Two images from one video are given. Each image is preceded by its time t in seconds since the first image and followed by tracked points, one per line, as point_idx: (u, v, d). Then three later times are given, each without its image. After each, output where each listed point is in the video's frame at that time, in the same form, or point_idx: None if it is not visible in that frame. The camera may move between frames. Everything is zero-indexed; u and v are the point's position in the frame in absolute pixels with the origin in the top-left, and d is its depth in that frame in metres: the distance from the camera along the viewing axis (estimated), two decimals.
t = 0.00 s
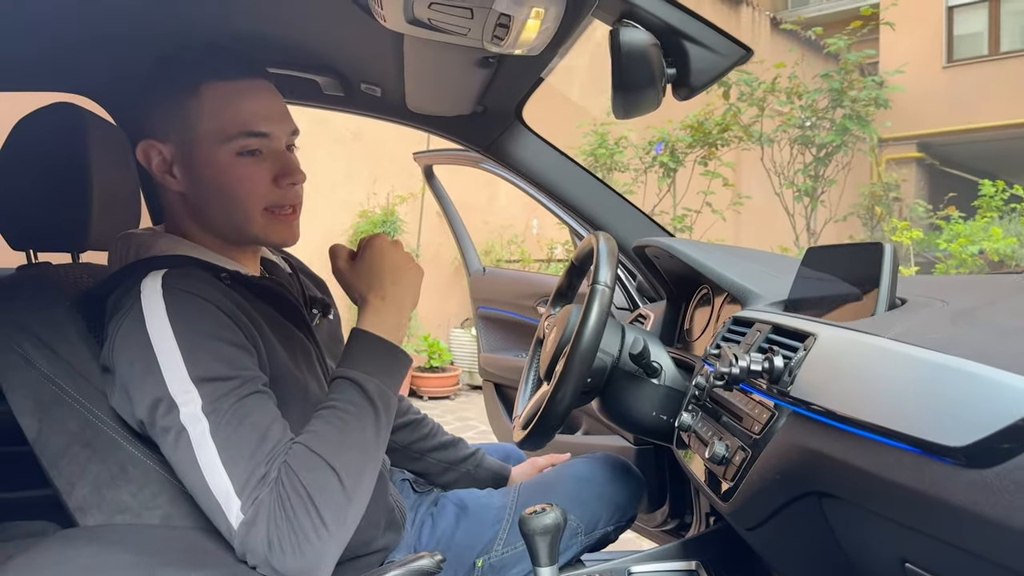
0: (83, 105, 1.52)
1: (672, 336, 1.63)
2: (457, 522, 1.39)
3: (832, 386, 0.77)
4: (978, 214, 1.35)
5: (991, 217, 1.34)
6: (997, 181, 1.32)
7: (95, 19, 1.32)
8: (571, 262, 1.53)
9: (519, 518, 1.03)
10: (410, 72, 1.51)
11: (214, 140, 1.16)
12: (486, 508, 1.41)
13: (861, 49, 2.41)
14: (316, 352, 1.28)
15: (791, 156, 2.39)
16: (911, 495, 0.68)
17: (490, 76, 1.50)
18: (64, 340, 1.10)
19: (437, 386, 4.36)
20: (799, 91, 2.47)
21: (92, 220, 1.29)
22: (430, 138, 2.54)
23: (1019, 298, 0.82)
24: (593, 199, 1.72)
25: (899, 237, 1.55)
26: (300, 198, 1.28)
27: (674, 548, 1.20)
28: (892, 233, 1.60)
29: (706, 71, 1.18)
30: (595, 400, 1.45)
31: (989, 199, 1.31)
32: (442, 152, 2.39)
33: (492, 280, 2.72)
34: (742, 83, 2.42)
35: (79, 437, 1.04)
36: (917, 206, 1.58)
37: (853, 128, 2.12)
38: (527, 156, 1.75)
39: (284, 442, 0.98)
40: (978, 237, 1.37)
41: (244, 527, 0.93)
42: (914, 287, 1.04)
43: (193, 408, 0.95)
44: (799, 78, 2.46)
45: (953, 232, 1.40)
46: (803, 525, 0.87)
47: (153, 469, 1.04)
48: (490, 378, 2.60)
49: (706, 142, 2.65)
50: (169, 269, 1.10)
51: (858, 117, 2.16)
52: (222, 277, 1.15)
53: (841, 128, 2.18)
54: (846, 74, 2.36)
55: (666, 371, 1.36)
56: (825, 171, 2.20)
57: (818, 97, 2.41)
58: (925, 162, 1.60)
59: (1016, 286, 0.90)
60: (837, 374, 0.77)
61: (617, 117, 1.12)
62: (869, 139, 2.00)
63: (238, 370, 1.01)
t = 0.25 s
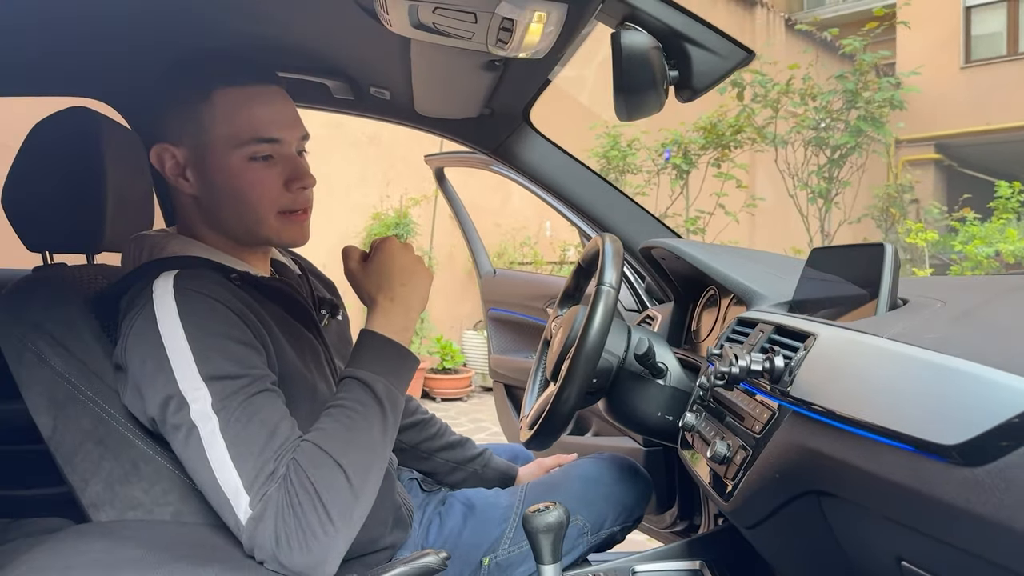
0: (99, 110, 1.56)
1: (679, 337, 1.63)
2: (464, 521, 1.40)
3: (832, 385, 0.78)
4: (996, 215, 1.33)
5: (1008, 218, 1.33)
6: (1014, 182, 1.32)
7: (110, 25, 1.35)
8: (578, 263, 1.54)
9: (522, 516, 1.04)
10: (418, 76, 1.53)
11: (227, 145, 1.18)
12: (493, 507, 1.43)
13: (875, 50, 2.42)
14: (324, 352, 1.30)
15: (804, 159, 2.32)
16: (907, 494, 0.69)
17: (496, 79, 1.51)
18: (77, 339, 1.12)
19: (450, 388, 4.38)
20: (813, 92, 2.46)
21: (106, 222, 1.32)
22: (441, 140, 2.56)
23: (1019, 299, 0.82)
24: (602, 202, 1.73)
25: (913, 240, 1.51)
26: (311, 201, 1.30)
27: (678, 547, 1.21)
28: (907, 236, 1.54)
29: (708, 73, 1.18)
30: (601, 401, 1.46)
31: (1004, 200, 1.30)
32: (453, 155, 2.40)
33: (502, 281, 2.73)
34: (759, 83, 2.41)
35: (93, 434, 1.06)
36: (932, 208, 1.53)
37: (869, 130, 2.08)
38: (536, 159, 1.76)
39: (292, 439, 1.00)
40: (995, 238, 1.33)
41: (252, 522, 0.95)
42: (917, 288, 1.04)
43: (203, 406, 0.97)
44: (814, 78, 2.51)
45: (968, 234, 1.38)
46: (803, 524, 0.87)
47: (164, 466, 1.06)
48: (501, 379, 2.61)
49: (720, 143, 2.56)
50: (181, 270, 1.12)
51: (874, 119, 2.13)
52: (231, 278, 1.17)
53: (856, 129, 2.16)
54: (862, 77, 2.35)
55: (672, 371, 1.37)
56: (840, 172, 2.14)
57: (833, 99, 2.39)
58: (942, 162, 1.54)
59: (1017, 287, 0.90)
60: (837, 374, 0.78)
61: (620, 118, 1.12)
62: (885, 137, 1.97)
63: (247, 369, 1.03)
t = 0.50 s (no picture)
0: (114, 112, 1.58)
1: (687, 337, 1.63)
2: (472, 520, 1.42)
3: (833, 384, 0.78)
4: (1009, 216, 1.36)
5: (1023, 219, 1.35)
6: None
7: (124, 29, 1.38)
8: (586, 264, 1.54)
9: (527, 514, 1.05)
10: (427, 78, 1.54)
11: (230, 145, 1.20)
12: (501, 506, 1.44)
13: (890, 49, 2.30)
14: (333, 352, 1.31)
15: (818, 159, 2.24)
16: (907, 493, 0.69)
17: (503, 81, 1.52)
18: (91, 338, 1.14)
19: (462, 389, 4.40)
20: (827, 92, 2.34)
21: (120, 223, 1.34)
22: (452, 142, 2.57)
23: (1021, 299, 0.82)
24: (610, 202, 1.74)
25: (928, 242, 1.52)
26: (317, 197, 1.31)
27: (684, 547, 1.21)
28: (920, 236, 1.54)
29: (713, 74, 1.19)
30: (608, 401, 1.46)
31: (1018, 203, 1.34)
32: (463, 156, 2.41)
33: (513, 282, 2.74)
34: (770, 84, 2.26)
35: (105, 431, 1.08)
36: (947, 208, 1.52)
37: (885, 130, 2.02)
38: (544, 159, 1.76)
39: (298, 437, 1.01)
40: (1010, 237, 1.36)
41: (257, 519, 0.96)
42: (922, 289, 1.04)
43: (212, 405, 0.98)
44: (827, 81, 2.35)
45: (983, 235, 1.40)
46: (805, 523, 0.88)
47: (175, 463, 1.08)
48: (511, 380, 2.62)
49: (732, 145, 2.42)
50: (191, 270, 1.14)
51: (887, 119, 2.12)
52: (241, 278, 1.18)
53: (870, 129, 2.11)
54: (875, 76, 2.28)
55: (679, 372, 1.37)
56: (854, 172, 2.07)
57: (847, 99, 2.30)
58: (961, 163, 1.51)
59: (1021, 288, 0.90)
60: (838, 374, 0.78)
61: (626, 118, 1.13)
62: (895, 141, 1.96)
63: (255, 368, 1.04)
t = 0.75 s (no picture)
0: (127, 115, 1.61)
1: (693, 337, 1.63)
2: (478, 518, 1.43)
3: (832, 383, 0.79)
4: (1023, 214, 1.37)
5: None
6: None
7: (137, 33, 1.40)
8: (591, 265, 1.55)
9: (531, 512, 1.06)
10: (433, 80, 1.56)
11: (222, 147, 1.22)
12: (507, 505, 1.45)
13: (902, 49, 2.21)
14: (339, 351, 1.33)
15: (828, 159, 2.16)
16: (904, 491, 0.70)
17: (508, 83, 1.53)
18: (102, 337, 1.16)
19: (472, 390, 4.41)
20: (837, 93, 2.29)
21: (132, 224, 1.36)
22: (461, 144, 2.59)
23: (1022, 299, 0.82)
24: (617, 203, 1.75)
25: (940, 243, 1.49)
26: (315, 194, 1.31)
27: (688, 546, 1.22)
28: (931, 237, 1.51)
29: (715, 76, 1.19)
30: (614, 401, 1.47)
31: None
32: (472, 158, 2.43)
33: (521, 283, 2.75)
34: (780, 84, 2.27)
35: (116, 429, 1.10)
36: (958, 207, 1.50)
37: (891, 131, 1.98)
38: (550, 161, 1.78)
39: (296, 436, 1.03)
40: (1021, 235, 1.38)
41: (259, 518, 0.98)
42: (925, 289, 1.05)
43: (215, 405, 1.00)
44: (837, 81, 2.30)
45: (995, 235, 1.40)
46: (805, 522, 0.88)
47: (184, 461, 1.10)
48: (519, 380, 2.62)
49: (742, 145, 2.42)
50: (197, 271, 1.16)
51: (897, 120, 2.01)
52: (247, 279, 1.20)
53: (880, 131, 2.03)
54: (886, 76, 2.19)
55: (683, 371, 1.38)
56: (864, 174, 2.00)
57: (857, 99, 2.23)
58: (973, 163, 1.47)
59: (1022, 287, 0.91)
60: (838, 373, 0.79)
61: (629, 121, 1.15)
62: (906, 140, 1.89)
63: (259, 368, 1.06)
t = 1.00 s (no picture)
0: (134, 118, 1.63)
1: (696, 338, 1.62)
2: (482, 517, 1.44)
3: (829, 383, 0.79)
4: None
5: None
6: None
7: (143, 36, 1.42)
8: (595, 265, 1.56)
9: (532, 510, 1.07)
10: (437, 82, 1.57)
11: (221, 153, 1.24)
12: (511, 504, 1.45)
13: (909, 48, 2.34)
14: (345, 351, 1.34)
15: (837, 159, 2.16)
16: (899, 489, 0.70)
17: (512, 85, 1.54)
18: (110, 336, 1.17)
19: (480, 390, 4.43)
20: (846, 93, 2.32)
21: (139, 225, 1.38)
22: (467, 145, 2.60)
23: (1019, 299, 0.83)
24: (621, 204, 1.76)
25: (947, 243, 1.61)
26: (313, 200, 1.35)
27: (690, 545, 1.23)
28: (941, 237, 1.64)
29: (715, 77, 1.20)
30: (617, 401, 1.47)
31: None
32: (477, 159, 2.44)
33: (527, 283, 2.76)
34: (788, 85, 2.22)
35: (124, 427, 1.11)
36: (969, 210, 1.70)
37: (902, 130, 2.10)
38: (554, 162, 1.78)
39: (309, 436, 1.04)
40: None
41: (269, 515, 0.99)
42: (924, 289, 1.05)
43: (224, 404, 1.01)
44: (845, 81, 2.32)
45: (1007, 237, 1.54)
46: (803, 521, 0.89)
47: (191, 459, 1.11)
48: (525, 380, 2.64)
49: (751, 145, 2.30)
50: (207, 272, 1.17)
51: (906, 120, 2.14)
52: (255, 279, 1.22)
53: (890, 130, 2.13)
54: (893, 76, 2.29)
55: (686, 371, 1.38)
56: (875, 173, 2.07)
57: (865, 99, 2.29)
58: (985, 163, 1.65)
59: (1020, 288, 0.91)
60: (836, 373, 0.79)
61: (630, 122, 1.15)
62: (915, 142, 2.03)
63: (267, 368, 1.07)
